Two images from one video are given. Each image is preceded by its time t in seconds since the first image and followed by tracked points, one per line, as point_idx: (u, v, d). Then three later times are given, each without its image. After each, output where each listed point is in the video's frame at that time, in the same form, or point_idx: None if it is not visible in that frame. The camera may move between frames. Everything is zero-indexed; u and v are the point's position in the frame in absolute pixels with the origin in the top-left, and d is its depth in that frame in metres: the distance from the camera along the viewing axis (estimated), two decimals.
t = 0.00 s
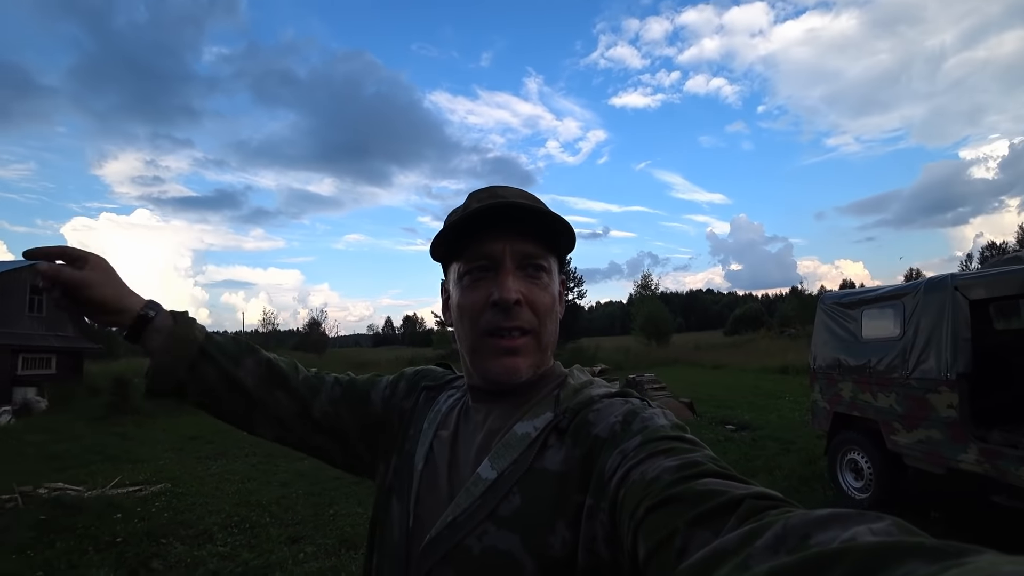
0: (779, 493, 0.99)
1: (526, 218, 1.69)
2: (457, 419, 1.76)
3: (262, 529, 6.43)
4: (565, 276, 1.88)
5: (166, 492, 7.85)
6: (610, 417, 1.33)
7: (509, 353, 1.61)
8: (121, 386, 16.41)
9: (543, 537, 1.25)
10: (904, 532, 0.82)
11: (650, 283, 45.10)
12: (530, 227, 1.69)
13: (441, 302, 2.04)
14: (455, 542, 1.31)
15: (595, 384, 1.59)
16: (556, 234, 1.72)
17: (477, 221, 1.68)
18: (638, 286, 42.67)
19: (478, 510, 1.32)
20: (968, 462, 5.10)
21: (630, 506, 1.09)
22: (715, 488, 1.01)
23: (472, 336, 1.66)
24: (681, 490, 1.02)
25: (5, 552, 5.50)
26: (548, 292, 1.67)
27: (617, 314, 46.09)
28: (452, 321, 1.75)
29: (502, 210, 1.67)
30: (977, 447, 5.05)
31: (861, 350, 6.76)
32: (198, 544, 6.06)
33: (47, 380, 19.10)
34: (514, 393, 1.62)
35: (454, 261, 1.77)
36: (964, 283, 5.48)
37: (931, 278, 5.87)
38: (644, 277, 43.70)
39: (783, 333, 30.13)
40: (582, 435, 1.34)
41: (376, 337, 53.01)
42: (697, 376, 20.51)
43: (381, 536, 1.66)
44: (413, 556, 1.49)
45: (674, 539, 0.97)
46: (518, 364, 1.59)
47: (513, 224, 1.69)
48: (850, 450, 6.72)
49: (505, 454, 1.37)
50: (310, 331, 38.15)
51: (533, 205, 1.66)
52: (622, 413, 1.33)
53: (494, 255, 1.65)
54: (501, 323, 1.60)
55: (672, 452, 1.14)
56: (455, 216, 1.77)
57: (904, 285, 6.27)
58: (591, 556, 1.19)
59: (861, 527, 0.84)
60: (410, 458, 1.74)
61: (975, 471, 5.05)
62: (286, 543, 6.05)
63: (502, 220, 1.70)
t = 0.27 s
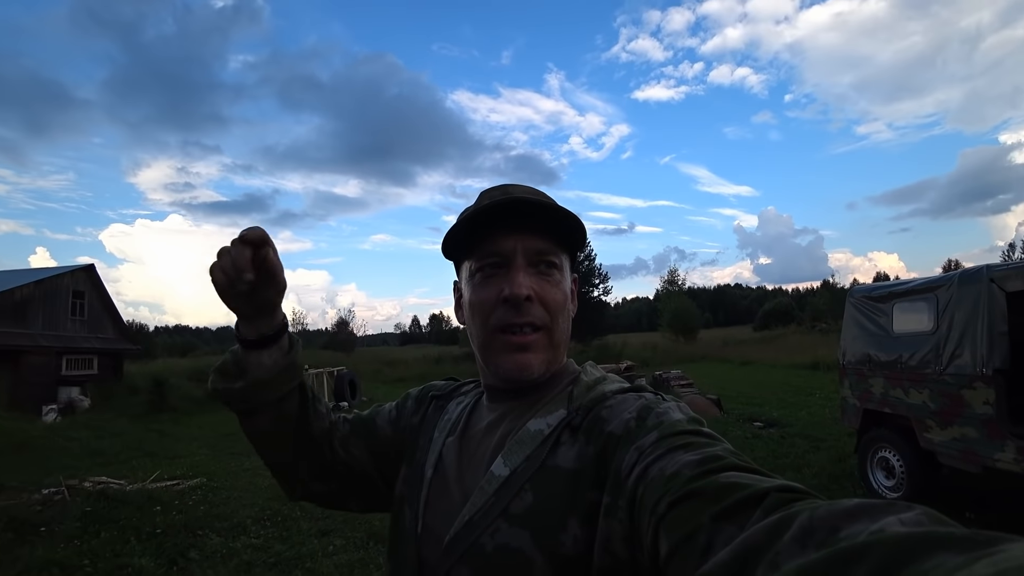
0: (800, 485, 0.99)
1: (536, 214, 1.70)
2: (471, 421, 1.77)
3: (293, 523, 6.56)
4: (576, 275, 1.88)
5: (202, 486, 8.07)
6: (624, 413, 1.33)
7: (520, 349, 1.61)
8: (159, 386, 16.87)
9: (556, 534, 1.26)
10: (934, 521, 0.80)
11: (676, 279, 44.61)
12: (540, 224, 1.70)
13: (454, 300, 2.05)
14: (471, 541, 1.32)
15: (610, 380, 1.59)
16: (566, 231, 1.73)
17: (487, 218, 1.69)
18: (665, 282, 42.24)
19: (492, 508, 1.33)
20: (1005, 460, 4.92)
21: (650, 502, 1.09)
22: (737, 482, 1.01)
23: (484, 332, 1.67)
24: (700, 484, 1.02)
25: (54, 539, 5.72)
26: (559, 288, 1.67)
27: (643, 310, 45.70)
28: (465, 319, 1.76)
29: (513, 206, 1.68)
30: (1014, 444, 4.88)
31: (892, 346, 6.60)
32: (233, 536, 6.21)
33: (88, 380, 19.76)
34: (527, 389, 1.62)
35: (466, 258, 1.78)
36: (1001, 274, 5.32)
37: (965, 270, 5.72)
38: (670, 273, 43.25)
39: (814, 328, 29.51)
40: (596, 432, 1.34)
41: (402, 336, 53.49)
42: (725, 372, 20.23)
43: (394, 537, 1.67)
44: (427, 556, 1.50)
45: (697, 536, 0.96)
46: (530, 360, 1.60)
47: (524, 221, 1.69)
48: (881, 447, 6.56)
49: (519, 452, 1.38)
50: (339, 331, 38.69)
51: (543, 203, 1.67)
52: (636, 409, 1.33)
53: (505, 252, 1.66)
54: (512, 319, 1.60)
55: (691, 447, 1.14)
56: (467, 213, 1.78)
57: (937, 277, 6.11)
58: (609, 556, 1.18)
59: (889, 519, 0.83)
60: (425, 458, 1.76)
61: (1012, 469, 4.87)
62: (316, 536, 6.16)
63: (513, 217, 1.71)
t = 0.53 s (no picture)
0: (829, 482, 0.98)
1: (555, 208, 1.70)
2: (499, 416, 1.78)
3: (316, 512, 6.67)
4: (598, 267, 1.88)
5: (230, 476, 8.24)
6: (649, 407, 1.33)
7: (542, 342, 1.63)
8: (186, 380, 17.25)
9: (581, 527, 1.27)
10: (969, 521, 0.80)
11: (698, 274, 44.19)
12: (559, 217, 1.71)
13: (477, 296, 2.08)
14: (495, 534, 1.34)
15: (636, 375, 1.59)
16: (584, 223, 1.73)
17: (506, 214, 1.71)
18: (686, 278, 41.88)
19: (517, 500, 1.35)
20: None
21: (675, 496, 1.09)
22: (764, 477, 1.00)
23: (507, 325, 1.68)
24: (726, 479, 1.01)
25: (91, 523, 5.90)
26: (579, 281, 1.67)
27: (664, 306, 45.38)
28: (488, 313, 1.78)
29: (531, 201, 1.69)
30: None
31: (912, 342, 6.47)
32: (260, 524, 6.34)
33: (120, 373, 20.28)
34: (550, 380, 1.64)
35: (487, 254, 1.80)
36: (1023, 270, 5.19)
37: (987, 265, 5.59)
38: (692, 269, 42.89)
39: (838, 324, 28.99)
40: (620, 425, 1.35)
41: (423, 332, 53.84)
42: (746, 369, 19.99)
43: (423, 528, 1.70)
44: (454, 547, 1.52)
45: (721, 533, 0.95)
46: (551, 353, 1.61)
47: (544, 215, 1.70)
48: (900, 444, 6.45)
49: (544, 445, 1.40)
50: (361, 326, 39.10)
51: (562, 197, 1.67)
52: (661, 404, 1.33)
53: (524, 248, 1.67)
54: (532, 313, 1.61)
55: (717, 441, 1.13)
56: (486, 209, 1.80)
57: (959, 272, 5.98)
58: (635, 550, 1.18)
59: (921, 518, 0.82)
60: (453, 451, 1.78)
61: None
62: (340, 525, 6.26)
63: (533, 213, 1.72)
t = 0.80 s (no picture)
0: (846, 484, 0.97)
1: (565, 205, 1.71)
2: (513, 415, 1.80)
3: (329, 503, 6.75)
4: (611, 264, 1.87)
5: (246, 467, 8.35)
6: (663, 408, 1.33)
7: (550, 337, 1.63)
8: (203, 373, 17.48)
9: (588, 525, 1.28)
10: (991, 525, 0.79)
11: (712, 274, 43.86)
12: (567, 214, 1.72)
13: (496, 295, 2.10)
14: (505, 528, 1.37)
15: (651, 373, 1.57)
16: (593, 220, 1.73)
17: (515, 212, 1.74)
18: (700, 279, 41.62)
19: (527, 497, 1.37)
20: None
21: (689, 497, 1.08)
22: (782, 479, 0.99)
23: (517, 321, 1.70)
24: (741, 479, 1.01)
25: (115, 508, 6.04)
26: (587, 277, 1.67)
27: (678, 307, 45.14)
28: (501, 310, 1.80)
29: (539, 198, 1.71)
30: None
31: (922, 347, 6.38)
32: (275, 514, 6.44)
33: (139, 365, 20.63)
34: (559, 375, 1.65)
35: (500, 253, 1.83)
36: None
37: (999, 271, 5.51)
38: (706, 270, 42.61)
39: (854, 327, 28.64)
40: (633, 425, 1.35)
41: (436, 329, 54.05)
42: (759, 371, 19.84)
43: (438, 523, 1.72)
44: (463, 542, 1.54)
45: (737, 535, 0.95)
46: (559, 348, 1.62)
47: (552, 212, 1.72)
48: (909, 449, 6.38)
49: (556, 442, 1.42)
50: (375, 322, 39.36)
51: (569, 193, 1.68)
52: (674, 404, 1.33)
53: (533, 244, 1.69)
54: (540, 308, 1.62)
55: (732, 442, 1.13)
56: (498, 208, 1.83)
57: (971, 278, 5.89)
58: (644, 552, 1.18)
59: (941, 522, 0.81)
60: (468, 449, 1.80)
61: None
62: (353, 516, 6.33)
63: (541, 210, 1.74)
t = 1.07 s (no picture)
0: (866, 493, 0.94)
1: (576, 196, 1.70)
2: (522, 412, 1.80)
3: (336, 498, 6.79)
4: (626, 256, 1.86)
5: (254, 461, 8.41)
6: (675, 407, 1.31)
7: (559, 330, 1.65)
8: (211, 368, 17.61)
9: (592, 525, 1.27)
10: (1017, 540, 0.75)
11: (718, 274, 43.75)
12: (579, 206, 1.70)
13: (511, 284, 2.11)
14: (512, 525, 1.38)
15: (664, 371, 1.56)
16: (604, 211, 1.71)
17: (527, 203, 1.74)
18: (706, 278, 41.53)
19: (535, 494, 1.38)
20: None
21: (701, 500, 1.06)
22: (799, 485, 0.97)
23: (528, 313, 1.71)
24: (757, 484, 0.99)
25: (125, 500, 6.10)
26: (600, 270, 1.67)
27: (683, 306, 45.06)
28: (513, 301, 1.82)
29: (550, 189, 1.71)
30: None
31: (924, 348, 6.35)
32: (282, 506, 6.48)
33: (148, 360, 20.79)
34: (569, 368, 1.66)
35: (512, 243, 1.83)
36: None
37: (1001, 272, 5.48)
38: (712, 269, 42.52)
39: (860, 327, 28.53)
40: (643, 425, 1.33)
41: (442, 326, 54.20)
42: (764, 371, 19.78)
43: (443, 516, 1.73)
44: (470, 539, 1.55)
45: (751, 540, 0.93)
46: (568, 342, 1.63)
47: (564, 204, 1.71)
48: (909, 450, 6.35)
49: (565, 440, 1.42)
50: (382, 318, 39.51)
51: (582, 185, 1.67)
52: (687, 404, 1.31)
53: (544, 236, 1.69)
54: (550, 301, 1.64)
55: (747, 446, 1.11)
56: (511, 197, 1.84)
57: (974, 279, 5.86)
58: (653, 556, 1.17)
59: (965, 536, 0.78)
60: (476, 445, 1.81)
61: None
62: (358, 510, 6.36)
63: (553, 201, 1.73)
